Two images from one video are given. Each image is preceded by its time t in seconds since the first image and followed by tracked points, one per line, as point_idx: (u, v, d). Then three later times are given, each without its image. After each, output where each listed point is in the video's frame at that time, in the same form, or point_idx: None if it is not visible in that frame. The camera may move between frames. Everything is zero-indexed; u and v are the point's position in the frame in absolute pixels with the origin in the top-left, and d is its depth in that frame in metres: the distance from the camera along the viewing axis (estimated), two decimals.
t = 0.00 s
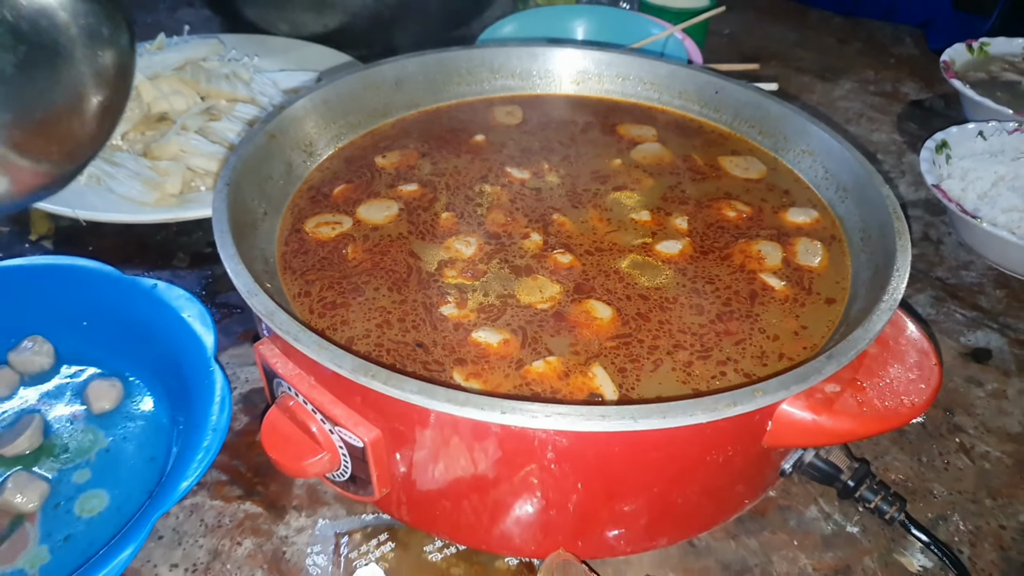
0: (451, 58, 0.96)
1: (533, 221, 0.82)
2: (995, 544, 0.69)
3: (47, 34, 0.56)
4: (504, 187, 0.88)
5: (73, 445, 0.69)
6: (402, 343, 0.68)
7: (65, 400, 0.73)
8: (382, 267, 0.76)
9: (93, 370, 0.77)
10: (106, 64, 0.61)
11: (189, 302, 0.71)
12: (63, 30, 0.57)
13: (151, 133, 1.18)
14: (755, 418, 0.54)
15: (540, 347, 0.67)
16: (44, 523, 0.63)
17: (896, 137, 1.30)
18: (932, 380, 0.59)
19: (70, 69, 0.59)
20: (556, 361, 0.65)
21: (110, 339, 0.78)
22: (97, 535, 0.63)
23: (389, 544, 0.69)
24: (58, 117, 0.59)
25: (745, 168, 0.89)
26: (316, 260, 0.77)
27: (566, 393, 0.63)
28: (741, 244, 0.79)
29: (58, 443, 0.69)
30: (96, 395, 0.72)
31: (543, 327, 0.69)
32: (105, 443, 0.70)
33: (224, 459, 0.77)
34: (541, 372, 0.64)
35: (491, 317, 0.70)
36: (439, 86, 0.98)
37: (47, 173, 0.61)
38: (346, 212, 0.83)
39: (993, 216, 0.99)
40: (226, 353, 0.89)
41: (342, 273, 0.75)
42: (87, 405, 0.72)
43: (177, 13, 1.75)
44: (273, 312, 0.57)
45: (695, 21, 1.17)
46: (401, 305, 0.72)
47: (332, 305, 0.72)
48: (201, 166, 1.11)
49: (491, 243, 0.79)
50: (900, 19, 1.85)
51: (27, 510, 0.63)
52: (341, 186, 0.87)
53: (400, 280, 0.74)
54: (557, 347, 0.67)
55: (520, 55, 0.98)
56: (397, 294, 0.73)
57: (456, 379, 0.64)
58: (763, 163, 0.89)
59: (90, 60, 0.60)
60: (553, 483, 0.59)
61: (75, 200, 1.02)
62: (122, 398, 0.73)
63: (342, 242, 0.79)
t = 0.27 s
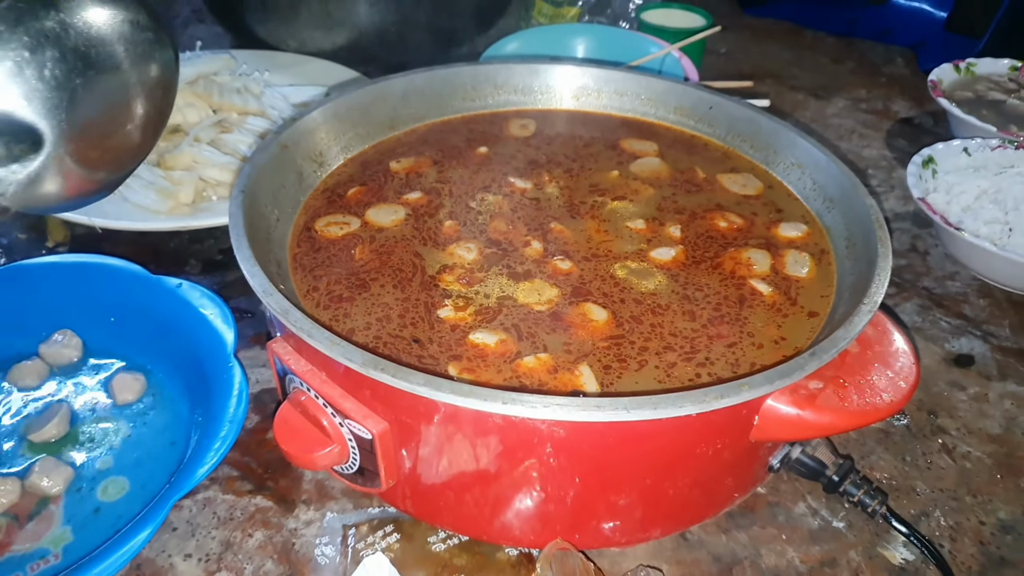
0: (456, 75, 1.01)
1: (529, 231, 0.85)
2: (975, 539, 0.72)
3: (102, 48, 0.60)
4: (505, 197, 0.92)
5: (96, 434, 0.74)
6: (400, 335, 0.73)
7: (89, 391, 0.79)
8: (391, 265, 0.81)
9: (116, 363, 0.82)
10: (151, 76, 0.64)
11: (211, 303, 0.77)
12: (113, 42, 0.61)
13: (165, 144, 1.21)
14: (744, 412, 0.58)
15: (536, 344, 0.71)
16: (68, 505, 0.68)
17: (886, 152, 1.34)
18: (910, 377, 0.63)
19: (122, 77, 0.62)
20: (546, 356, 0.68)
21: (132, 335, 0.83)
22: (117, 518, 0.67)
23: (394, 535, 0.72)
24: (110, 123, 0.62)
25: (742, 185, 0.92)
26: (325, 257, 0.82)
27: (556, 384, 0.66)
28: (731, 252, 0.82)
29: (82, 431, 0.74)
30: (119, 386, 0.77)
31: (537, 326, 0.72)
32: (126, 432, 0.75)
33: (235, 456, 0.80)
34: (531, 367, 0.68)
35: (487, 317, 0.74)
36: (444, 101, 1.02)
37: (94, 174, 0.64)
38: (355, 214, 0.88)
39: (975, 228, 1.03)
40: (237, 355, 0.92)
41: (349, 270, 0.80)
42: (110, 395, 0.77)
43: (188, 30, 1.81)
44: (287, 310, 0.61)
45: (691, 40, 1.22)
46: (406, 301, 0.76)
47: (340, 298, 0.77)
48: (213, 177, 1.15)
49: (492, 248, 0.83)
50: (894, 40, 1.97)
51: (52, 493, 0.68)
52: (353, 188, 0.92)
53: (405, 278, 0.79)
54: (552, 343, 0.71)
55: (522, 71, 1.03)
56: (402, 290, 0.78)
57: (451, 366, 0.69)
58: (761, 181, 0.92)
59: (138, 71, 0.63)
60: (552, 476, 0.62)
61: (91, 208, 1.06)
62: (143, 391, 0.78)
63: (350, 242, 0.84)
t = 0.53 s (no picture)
0: (460, 90, 1.05)
1: (527, 239, 0.89)
2: (960, 534, 0.75)
3: (134, 69, 0.76)
4: (507, 205, 0.96)
5: (117, 431, 0.80)
6: (400, 330, 0.77)
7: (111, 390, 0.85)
8: (400, 264, 0.86)
9: (136, 364, 0.88)
10: (172, 89, 0.80)
11: (227, 306, 0.83)
12: (137, 61, 0.76)
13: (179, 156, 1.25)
14: (733, 408, 0.61)
15: (535, 343, 0.74)
16: (91, 497, 0.73)
17: (879, 166, 1.38)
18: (895, 377, 0.66)
19: (139, 91, 0.77)
20: (540, 353, 0.72)
21: (152, 337, 0.90)
22: (137, 508, 0.73)
23: (401, 528, 0.75)
24: (133, 129, 0.77)
25: (742, 199, 0.95)
26: (337, 255, 0.86)
27: (551, 378, 0.70)
28: (725, 259, 0.86)
29: (103, 428, 0.80)
30: (138, 385, 0.83)
31: (533, 325, 0.76)
32: (145, 429, 0.80)
33: (248, 453, 0.83)
34: (525, 363, 0.71)
35: (484, 318, 0.77)
36: (449, 115, 1.06)
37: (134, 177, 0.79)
38: (363, 218, 0.93)
39: (963, 238, 1.06)
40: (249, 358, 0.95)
41: (356, 269, 0.85)
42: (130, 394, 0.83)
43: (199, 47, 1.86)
44: (301, 310, 0.64)
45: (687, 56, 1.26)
46: (409, 298, 0.80)
47: (348, 293, 0.82)
48: (226, 188, 1.18)
49: (494, 254, 0.87)
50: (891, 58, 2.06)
51: (75, 486, 0.73)
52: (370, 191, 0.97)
53: (412, 276, 0.84)
54: (550, 342, 0.75)
55: (524, 86, 1.07)
56: (405, 288, 0.82)
57: (449, 356, 0.73)
58: (760, 196, 0.95)
59: (162, 84, 0.79)
60: (552, 469, 0.65)
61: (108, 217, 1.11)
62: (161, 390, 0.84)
63: (359, 243, 0.89)
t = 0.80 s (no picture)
0: (474, 106, 1.07)
1: (537, 250, 0.91)
2: (958, 549, 0.77)
3: (167, 99, 0.76)
4: (518, 218, 0.98)
5: (141, 432, 0.86)
6: (409, 331, 0.80)
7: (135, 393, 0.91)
8: (414, 270, 0.89)
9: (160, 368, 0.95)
10: (205, 115, 0.80)
11: (252, 313, 0.90)
12: (173, 92, 0.77)
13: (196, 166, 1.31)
14: (738, 418, 0.63)
15: (544, 349, 0.77)
16: (119, 493, 0.79)
17: (882, 188, 1.40)
18: (895, 391, 0.68)
19: (173, 121, 0.77)
20: (543, 359, 0.74)
21: (175, 342, 0.97)
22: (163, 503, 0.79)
23: (412, 531, 0.77)
24: (165, 158, 0.77)
25: (752, 221, 0.96)
26: (354, 258, 0.90)
27: (557, 384, 0.72)
28: (730, 275, 0.88)
29: (128, 428, 0.86)
30: (161, 388, 0.89)
31: (538, 331, 0.79)
32: (168, 429, 0.87)
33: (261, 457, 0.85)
34: (529, 368, 0.73)
35: (490, 325, 0.80)
36: (462, 130, 1.09)
37: (166, 205, 0.79)
38: (378, 224, 0.96)
39: (963, 258, 1.09)
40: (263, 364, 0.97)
41: (369, 272, 0.89)
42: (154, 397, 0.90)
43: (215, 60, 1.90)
44: (321, 314, 0.66)
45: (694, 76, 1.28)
46: (421, 300, 0.84)
47: (362, 293, 0.86)
48: (242, 199, 1.21)
49: (506, 264, 0.89)
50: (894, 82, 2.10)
51: (103, 483, 0.79)
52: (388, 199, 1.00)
53: (425, 281, 0.88)
54: (557, 350, 0.77)
55: (536, 104, 1.10)
56: (416, 291, 0.86)
57: (456, 356, 0.76)
58: (770, 219, 0.97)
59: (197, 112, 0.79)
60: (561, 474, 0.67)
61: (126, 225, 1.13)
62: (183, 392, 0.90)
63: (374, 246, 0.93)
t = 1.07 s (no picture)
0: (489, 131, 1.09)
1: (552, 275, 0.93)
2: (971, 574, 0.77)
3: (190, 155, 0.78)
4: (532, 242, 1.00)
5: (165, 451, 0.88)
6: (421, 352, 0.82)
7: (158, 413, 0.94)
8: (430, 290, 0.92)
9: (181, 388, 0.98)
10: (226, 161, 0.80)
11: (271, 335, 0.92)
12: (190, 144, 0.78)
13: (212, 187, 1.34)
14: (753, 444, 0.64)
15: (557, 373, 0.78)
16: (143, 513, 0.81)
17: (893, 209, 1.41)
18: (908, 418, 0.69)
19: (191, 173, 0.78)
20: (553, 384, 0.76)
21: (197, 362, 1.00)
22: (186, 523, 0.80)
23: (429, 553, 0.78)
24: (187, 208, 0.79)
25: (770, 251, 0.97)
26: (372, 277, 0.93)
27: (569, 408, 0.74)
28: (744, 301, 0.89)
29: (151, 448, 0.89)
30: (183, 408, 0.92)
31: (549, 355, 0.80)
32: (191, 449, 0.89)
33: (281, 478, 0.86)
34: (538, 393, 0.75)
35: (501, 349, 0.81)
36: (477, 154, 1.11)
37: (186, 255, 0.81)
38: (395, 244, 0.98)
39: (975, 281, 1.10)
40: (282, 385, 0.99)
41: (386, 291, 0.91)
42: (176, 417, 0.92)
43: (230, 82, 1.95)
44: (343, 342, 0.68)
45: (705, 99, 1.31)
46: (436, 319, 0.87)
47: (380, 312, 0.88)
48: (259, 220, 1.23)
49: (521, 289, 0.91)
50: (902, 100, 2.13)
51: (129, 503, 0.81)
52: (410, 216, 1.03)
53: (441, 301, 0.90)
54: (568, 375, 0.78)
55: (551, 128, 1.12)
56: (431, 310, 0.88)
57: (467, 377, 0.78)
58: (787, 247, 0.97)
59: (217, 160, 0.80)
60: (577, 499, 0.68)
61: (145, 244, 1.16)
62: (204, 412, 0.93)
63: (390, 265, 0.95)
